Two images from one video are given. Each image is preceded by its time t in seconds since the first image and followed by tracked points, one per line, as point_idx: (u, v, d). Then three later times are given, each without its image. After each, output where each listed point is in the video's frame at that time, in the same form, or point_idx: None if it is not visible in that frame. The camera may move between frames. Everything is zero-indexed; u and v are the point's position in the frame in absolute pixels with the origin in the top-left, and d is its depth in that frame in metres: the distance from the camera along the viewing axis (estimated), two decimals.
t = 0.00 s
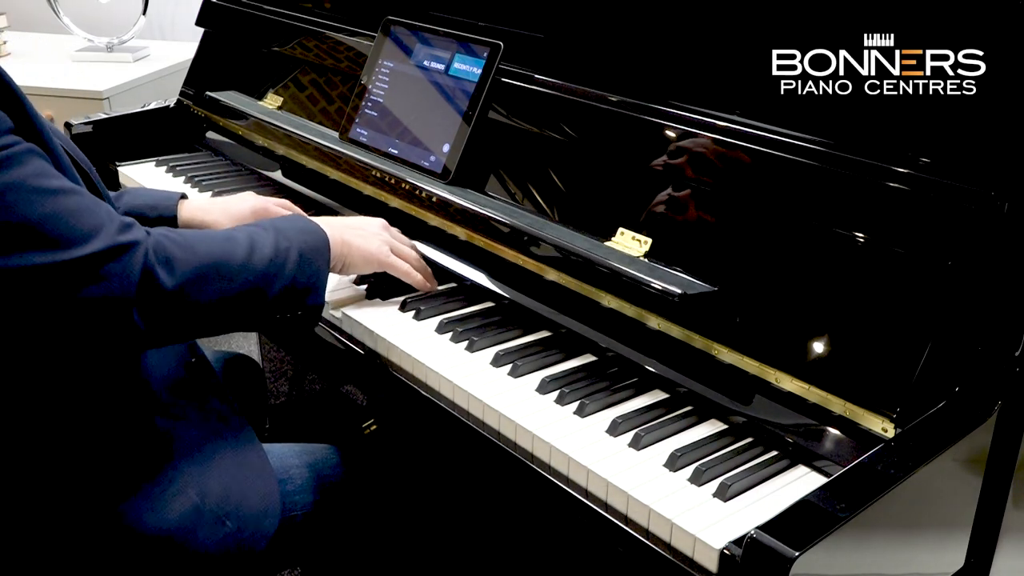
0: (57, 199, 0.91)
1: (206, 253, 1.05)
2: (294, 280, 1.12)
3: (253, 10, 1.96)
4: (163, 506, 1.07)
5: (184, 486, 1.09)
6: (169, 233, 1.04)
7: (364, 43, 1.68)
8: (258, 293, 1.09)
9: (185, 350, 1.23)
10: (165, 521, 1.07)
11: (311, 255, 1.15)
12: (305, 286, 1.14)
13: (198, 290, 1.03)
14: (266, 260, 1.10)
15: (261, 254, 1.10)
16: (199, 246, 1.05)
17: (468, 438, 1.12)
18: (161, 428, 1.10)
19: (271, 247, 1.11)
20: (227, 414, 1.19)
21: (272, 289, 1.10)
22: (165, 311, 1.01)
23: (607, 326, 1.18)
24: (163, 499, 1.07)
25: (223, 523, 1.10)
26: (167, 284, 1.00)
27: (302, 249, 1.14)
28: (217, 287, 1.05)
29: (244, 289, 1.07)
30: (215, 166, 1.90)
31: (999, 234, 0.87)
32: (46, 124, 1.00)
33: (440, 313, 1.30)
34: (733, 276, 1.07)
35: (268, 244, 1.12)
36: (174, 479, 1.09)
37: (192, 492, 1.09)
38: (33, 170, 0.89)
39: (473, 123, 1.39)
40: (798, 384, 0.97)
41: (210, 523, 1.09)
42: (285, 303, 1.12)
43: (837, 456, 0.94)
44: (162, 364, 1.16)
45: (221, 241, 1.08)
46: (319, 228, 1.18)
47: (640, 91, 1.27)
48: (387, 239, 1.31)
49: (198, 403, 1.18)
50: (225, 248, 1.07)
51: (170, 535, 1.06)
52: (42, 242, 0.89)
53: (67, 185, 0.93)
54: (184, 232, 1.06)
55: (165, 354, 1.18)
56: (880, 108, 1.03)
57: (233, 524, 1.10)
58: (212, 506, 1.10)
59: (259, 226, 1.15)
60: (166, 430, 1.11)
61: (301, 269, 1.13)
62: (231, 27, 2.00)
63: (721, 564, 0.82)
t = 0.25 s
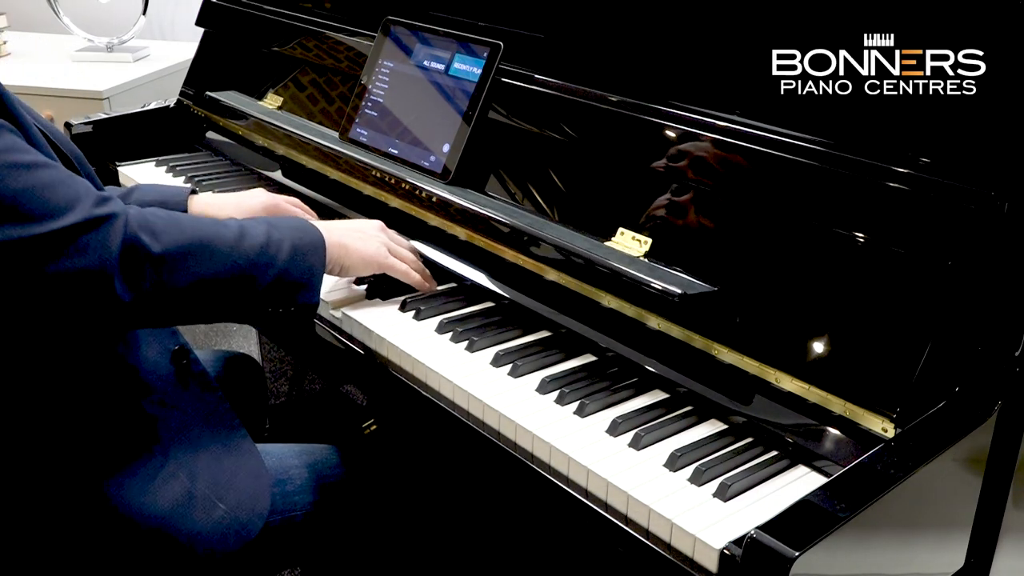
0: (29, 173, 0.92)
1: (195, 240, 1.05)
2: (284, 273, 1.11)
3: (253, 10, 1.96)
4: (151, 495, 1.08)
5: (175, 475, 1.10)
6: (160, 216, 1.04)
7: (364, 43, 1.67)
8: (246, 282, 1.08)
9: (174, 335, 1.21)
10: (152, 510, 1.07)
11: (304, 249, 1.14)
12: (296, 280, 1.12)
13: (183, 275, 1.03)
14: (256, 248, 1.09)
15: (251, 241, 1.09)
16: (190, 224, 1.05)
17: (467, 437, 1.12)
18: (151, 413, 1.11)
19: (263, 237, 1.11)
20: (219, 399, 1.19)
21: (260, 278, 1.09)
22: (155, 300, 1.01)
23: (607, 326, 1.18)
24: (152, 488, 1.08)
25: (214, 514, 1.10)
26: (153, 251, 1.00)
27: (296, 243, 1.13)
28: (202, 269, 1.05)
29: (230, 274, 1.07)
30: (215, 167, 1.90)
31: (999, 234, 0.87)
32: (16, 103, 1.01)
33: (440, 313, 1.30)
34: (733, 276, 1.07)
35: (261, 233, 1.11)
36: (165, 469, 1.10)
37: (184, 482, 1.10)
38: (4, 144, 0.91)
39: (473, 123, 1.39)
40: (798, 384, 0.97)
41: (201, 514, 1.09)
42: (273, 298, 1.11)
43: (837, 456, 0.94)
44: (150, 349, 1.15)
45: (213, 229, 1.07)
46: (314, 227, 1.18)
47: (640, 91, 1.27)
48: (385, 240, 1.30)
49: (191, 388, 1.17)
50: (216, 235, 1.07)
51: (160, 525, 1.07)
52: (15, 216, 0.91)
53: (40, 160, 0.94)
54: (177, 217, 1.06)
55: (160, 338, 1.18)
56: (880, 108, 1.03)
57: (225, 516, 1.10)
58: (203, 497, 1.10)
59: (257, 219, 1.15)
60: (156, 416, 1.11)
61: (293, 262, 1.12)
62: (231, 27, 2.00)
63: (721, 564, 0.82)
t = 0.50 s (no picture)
0: (29, 155, 0.90)
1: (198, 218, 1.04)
2: (287, 253, 1.11)
3: (253, 10, 1.96)
4: (145, 489, 1.07)
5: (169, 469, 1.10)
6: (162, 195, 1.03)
7: (364, 43, 1.68)
8: (248, 262, 1.08)
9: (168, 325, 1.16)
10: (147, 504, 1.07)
11: (308, 231, 1.14)
12: (300, 260, 1.12)
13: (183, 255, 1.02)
14: (258, 228, 1.09)
15: (253, 221, 1.08)
16: (191, 204, 1.04)
17: (467, 437, 1.12)
18: (146, 407, 1.10)
19: (266, 216, 1.10)
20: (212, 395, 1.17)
21: (263, 258, 1.09)
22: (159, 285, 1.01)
23: (607, 326, 1.18)
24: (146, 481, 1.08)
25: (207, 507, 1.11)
26: (155, 232, 0.99)
27: (300, 223, 1.13)
28: (205, 248, 1.04)
29: (234, 254, 1.06)
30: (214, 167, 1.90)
31: (999, 234, 0.87)
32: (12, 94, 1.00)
33: (440, 313, 1.30)
34: (733, 276, 1.07)
35: (263, 212, 1.10)
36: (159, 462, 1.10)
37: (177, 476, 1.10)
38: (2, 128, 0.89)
39: (473, 123, 1.39)
40: (798, 384, 0.97)
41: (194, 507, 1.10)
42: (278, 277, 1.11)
43: (837, 456, 0.94)
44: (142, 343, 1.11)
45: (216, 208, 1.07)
46: (318, 206, 1.17)
47: (640, 91, 1.27)
48: (391, 228, 1.29)
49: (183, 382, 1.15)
50: (220, 214, 1.06)
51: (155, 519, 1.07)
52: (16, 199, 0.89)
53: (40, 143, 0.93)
54: (180, 195, 1.05)
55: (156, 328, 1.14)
56: (880, 109, 1.03)
57: (219, 508, 1.11)
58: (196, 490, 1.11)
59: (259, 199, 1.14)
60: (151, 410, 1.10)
61: (296, 240, 1.12)
62: (231, 27, 2.00)
63: (721, 564, 0.82)
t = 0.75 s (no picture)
0: (36, 164, 0.91)
1: (200, 228, 1.03)
2: (287, 265, 1.11)
3: (252, 10, 1.96)
4: (141, 494, 1.07)
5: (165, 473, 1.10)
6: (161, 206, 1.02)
7: (364, 43, 1.67)
8: (250, 273, 1.07)
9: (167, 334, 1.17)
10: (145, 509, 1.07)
11: (308, 243, 1.13)
12: (300, 272, 1.12)
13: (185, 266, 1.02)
14: (259, 240, 1.08)
15: (254, 233, 1.08)
16: (193, 216, 1.04)
17: (467, 437, 1.12)
18: (145, 413, 1.10)
19: (267, 228, 1.10)
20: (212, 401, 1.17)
21: (264, 269, 1.09)
22: (162, 289, 1.01)
23: (607, 326, 1.18)
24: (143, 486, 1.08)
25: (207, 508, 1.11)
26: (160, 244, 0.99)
27: (300, 235, 1.13)
28: (207, 260, 1.03)
29: (235, 266, 1.06)
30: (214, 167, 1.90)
31: (999, 234, 0.87)
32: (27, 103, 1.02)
33: (441, 313, 1.30)
34: (733, 276, 1.07)
35: (264, 224, 1.10)
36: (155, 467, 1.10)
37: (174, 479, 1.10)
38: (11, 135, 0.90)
39: (473, 123, 1.39)
40: (798, 384, 0.97)
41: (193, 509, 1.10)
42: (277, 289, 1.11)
43: (837, 456, 0.94)
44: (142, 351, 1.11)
45: (216, 219, 1.06)
46: (317, 217, 1.17)
47: (640, 91, 1.27)
48: (389, 236, 1.28)
49: (182, 389, 1.15)
50: (221, 225, 1.05)
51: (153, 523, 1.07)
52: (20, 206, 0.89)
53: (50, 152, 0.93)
54: (179, 206, 1.05)
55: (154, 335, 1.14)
56: (880, 109, 1.03)
57: (218, 509, 1.11)
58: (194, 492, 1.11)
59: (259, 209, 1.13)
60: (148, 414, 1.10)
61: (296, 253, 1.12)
62: (231, 27, 2.00)
63: (721, 564, 0.82)
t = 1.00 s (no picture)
0: (43, 206, 0.93)
1: (184, 272, 1.06)
2: (273, 301, 1.13)
3: (253, 10, 1.96)
4: (140, 505, 1.08)
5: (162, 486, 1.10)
6: (147, 252, 1.06)
7: (364, 43, 1.68)
8: (234, 313, 1.09)
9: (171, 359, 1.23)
10: (141, 524, 1.07)
11: (292, 280, 1.16)
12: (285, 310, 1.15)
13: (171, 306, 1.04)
14: (244, 279, 1.11)
15: (237, 277, 1.10)
16: (176, 265, 1.07)
17: (467, 437, 1.12)
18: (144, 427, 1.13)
19: (249, 272, 1.12)
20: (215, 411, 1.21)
21: (249, 311, 1.11)
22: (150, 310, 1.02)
23: (607, 326, 1.18)
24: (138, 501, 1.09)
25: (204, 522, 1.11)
26: (147, 297, 1.02)
27: (284, 273, 1.15)
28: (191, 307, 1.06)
29: (220, 309, 1.08)
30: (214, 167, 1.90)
31: (999, 234, 0.87)
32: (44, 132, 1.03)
33: (440, 313, 1.30)
34: (733, 276, 1.07)
35: (247, 268, 1.12)
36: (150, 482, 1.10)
37: (173, 491, 1.11)
38: (22, 174, 0.91)
39: (473, 123, 1.39)
40: (798, 384, 0.97)
41: (187, 525, 1.10)
42: (261, 329, 1.13)
43: (837, 456, 0.94)
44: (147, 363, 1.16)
45: (201, 262, 1.09)
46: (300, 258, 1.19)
47: (640, 91, 1.27)
48: (366, 260, 1.31)
49: (186, 404, 1.19)
50: (205, 269, 1.09)
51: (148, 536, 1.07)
52: (25, 246, 0.91)
53: (56, 192, 0.95)
54: (164, 252, 1.08)
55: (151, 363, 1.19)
56: (880, 108, 1.03)
57: (218, 517, 1.11)
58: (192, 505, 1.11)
59: (245, 252, 1.16)
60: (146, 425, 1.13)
61: (279, 294, 1.14)
62: (231, 27, 2.00)
63: (721, 564, 0.82)
